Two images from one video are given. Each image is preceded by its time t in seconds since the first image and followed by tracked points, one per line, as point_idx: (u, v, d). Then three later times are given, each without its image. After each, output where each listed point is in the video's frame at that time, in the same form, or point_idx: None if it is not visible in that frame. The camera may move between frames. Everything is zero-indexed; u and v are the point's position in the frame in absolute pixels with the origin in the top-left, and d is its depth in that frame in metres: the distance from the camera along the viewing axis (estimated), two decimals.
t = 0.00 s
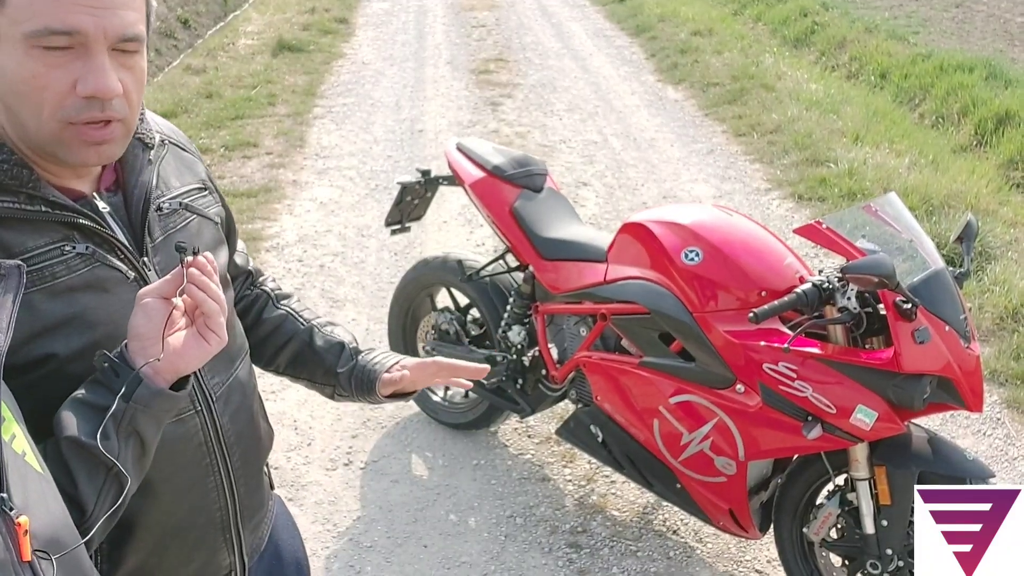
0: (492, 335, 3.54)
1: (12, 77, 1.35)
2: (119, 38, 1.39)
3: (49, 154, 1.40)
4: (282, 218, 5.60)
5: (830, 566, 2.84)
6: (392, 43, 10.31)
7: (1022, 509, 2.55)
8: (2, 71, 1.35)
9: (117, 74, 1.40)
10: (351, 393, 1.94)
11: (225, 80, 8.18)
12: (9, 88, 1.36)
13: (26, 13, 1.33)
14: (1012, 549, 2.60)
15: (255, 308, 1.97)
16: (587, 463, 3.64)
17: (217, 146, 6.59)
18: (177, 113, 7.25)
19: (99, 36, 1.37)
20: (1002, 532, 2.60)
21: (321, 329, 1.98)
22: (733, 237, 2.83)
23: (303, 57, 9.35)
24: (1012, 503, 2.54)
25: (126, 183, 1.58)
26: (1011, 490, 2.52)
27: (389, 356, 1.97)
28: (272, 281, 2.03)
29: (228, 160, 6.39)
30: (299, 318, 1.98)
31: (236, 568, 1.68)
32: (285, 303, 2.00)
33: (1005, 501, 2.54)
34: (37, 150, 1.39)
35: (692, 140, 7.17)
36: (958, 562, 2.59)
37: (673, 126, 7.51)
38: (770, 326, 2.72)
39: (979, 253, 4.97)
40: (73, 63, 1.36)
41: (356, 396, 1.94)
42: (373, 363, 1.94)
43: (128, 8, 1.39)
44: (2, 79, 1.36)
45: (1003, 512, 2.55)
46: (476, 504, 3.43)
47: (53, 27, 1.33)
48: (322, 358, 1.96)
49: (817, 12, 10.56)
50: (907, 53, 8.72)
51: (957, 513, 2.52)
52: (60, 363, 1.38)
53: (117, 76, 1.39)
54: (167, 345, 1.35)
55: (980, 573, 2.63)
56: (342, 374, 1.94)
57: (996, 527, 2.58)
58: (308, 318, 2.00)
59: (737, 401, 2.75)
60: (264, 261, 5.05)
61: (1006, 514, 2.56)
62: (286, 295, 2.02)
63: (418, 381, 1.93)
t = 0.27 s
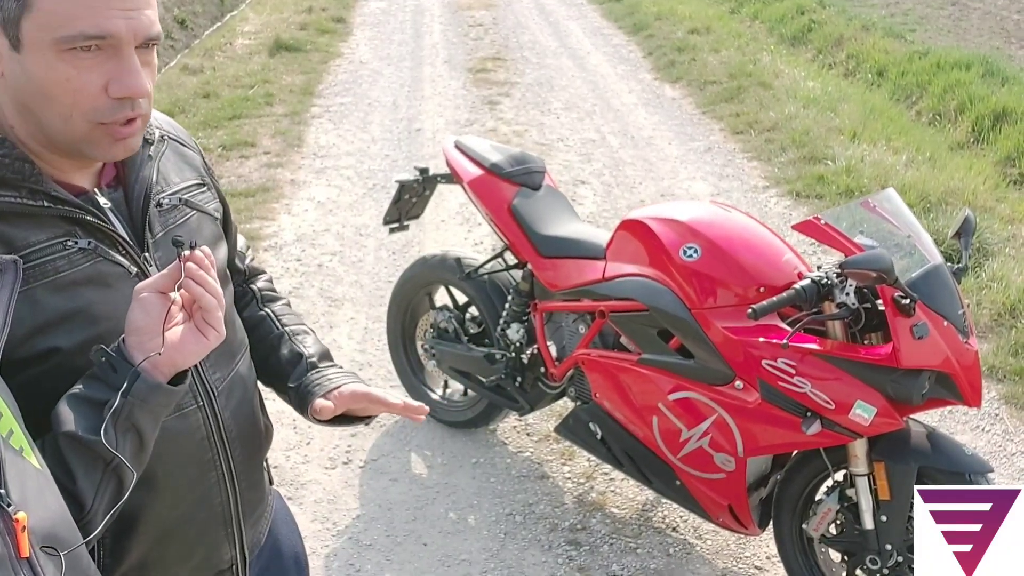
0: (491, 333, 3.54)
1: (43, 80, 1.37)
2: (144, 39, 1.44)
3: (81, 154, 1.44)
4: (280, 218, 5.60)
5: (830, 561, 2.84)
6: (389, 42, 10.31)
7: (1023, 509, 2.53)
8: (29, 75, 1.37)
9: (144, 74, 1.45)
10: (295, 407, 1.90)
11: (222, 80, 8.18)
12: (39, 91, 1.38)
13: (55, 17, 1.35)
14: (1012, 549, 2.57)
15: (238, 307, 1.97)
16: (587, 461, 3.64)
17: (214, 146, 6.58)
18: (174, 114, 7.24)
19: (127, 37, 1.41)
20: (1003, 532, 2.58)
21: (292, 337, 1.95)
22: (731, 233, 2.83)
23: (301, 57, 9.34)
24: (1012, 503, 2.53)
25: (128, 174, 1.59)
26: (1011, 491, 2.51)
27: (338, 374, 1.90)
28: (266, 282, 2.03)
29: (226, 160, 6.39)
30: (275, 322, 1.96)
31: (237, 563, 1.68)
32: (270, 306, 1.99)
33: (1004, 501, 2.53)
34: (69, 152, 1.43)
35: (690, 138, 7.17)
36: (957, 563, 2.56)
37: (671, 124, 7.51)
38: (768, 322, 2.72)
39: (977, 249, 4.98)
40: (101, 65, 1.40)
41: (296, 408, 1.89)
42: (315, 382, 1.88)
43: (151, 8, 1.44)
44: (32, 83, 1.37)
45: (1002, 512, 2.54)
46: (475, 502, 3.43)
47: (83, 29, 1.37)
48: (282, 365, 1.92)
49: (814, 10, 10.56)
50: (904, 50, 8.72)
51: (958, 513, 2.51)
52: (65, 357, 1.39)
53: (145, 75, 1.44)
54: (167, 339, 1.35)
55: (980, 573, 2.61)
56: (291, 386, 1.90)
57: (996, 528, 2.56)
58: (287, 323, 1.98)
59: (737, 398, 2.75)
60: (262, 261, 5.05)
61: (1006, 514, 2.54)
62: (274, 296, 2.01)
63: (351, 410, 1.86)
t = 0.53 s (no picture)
0: (493, 333, 3.55)
1: (101, 91, 1.43)
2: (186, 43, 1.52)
3: (123, 155, 1.50)
4: (281, 218, 5.60)
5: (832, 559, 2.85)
6: (389, 43, 10.30)
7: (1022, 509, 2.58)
8: (87, 87, 1.42)
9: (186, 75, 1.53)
10: (338, 388, 1.95)
11: (223, 81, 8.18)
12: (96, 102, 1.43)
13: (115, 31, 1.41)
14: (1012, 549, 2.63)
15: (250, 301, 1.98)
16: (589, 460, 3.64)
17: (215, 147, 6.58)
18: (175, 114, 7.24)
19: (175, 45, 1.48)
20: (1002, 532, 2.62)
21: (315, 323, 1.99)
22: (733, 232, 2.83)
23: (301, 57, 9.34)
24: (1012, 503, 2.57)
25: (126, 177, 1.60)
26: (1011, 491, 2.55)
27: (377, 351, 1.98)
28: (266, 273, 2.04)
29: (227, 161, 6.39)
30: (293, 311, 1.99)
31: (240, 561, 1.68)
32: (280, 296, 2.00)
33: (1004, 501, 2.56)
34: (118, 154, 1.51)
35: (690, 138, 7.17)
36: (958, 562, 2.61)
37: (671, 123, 7.51)
38: (771, 322, 2.73)
39: (978, 248, 4.98)
40: (152, 74, 1.46)
41: (340, 390, 1.95)
42: (360, 361, 1.95)
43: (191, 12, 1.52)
44: (90, 96, 1.43)
45: (1003, 512, 2.58)
46: (478, 501, 3.43)
47: (139, 43, 1.44)
48: (313, 352, 1.96)
49: (813, 10, 10.56)
50: (904, 49, 8.73)
51: (957, 513, 2.52)
52: (68, 359, 1.39)
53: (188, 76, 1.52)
54: (168, 339, 1.35)
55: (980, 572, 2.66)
56: (331, 369, 1.95)
57: (996, 528, 2.61)
58: (304, 311, 2.00)
59: (739, 397, 2.75)
60: (264, 261, 5.05)
61: (1006, 514, 2.59)
62: (281, 287, 2.03)
63: (404, 381, 1.94)
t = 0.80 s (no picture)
0: (495, 332, 3.53)
1: (134, 97, 1.39)
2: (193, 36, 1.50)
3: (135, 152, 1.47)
4: (283, 219, 5.59)
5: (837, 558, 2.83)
6: (391, 45, 10.30)
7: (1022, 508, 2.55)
8: (123, 93, 1.38)
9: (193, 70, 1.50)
10: (362, 356, 2.03)
11: (225, 83, 8.18)
12: (127, 108, 1.39)
13: (149, 37, 1.37)
14: (1012, 549, 2.63)
15: (246, 288, 1.98)
16: (592, 461, 3.62)
17: (218, 148, 6.57)
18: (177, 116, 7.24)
19: (189, 42, 1.45)
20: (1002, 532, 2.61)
21: (317, 301, 2.03)
22: (737, 231, 2.81)
23: (303, 59, 9.34)
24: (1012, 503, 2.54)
25: (116, 174, 1.55)
26: (1010, 491, 2.51)
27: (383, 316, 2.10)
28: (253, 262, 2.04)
29: (229, 162, 6.38)
30: (291, 292, 2.01)
31: (239, 559, 1.67)
32: (272, 280, 2.01)
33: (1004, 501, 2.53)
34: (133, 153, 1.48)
35: (693, 138, 7.16)
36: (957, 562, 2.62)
37: (674, 124, 7.50)
38: (775, 320, 2.72)
39: (982, 248, 4.96)
40: (174, 75, 1.43)
41: (365, 357, 2.03)
42: (380, 326, 2.05)
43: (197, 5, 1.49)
44: (122, 103, 1.38)
45: (1003, 512, 2.55)
46: (480, 502, 3.42)
47: (166, 46, 1.40)
48: (325, 327, 2.02)
49: (815, 11, 10.55)
50: (907, 50, 8.71)
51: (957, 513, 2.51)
52: (64, 359, 1.37)
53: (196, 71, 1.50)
54: (167, 334, 1.34)
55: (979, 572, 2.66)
56: (351, 339, 2.02)
57: (996, 528, 2.59)
58: (300, 292, 2.03)
59: (744, 396, 2.74)
60: (266, 262, 5.04)
61: (1006, 514, 2.56)
62: (271, 273, 2.04)
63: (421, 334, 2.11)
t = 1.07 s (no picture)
0: (503, 353, 3.52)
1: (129, 102, 1.36)
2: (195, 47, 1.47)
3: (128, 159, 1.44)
4: (295, 241, 5.61)
5: None
6: (406, 74, 10.39)
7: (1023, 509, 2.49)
8: (117, 97, 1.35)
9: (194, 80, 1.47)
10: (339, 384, 2.01)
11: (241, 109, 8.25)
12: (122, 113, 1.36)
13: (146, 43, 1.34)
14: (1013, 549, 2.54)
15: (235, 302, 1.99)
16: (600, 486, 3.58)
17: (232, 172, 6.62)
18: (194, 141, 7.30)
19: (189, 52, 1.43)
20: (1003, 532, 2.53)
21: (304, 322, 2.01)
22: (748, 252, 2.80)
23: (319, 87, 9.43)
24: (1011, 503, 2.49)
25: (112, 176, 1.54)
26: (1009, 490, 2.49)
27: (371, 344, 2.07)
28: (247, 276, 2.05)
29: (244, 186, 6.42)
30: (280, 310, 2.00)
31: (236, 566, 1.64)
32: (262, 296, 2.01)
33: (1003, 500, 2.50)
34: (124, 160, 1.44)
35: (706, 166, 7.16)
36: (958, 562, 2.54)
37: (686, 152, 7.51)
38: (786, 342, 2.69)
39: (997, 278, 4.92)
40: (172, 83, 1.41)
41: (341, 385, 2.01)
42: (362, 356, 2.02)
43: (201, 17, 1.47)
44: (116, 108, 1.36)
45: (1002, 512, 2.51)
46: (487, 524, 3.38)
47: (164, 53, 1.38)
48: (308, 350, 2.00)
49: (828, 44, 10.59)
50: (920, 83, 8.72)
51: (956, 512, 2.48)
52: (60, 361, 1.35)
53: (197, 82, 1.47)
54: (164, 330, 1.34)
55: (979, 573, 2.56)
56: (330, 366, 1.99)
57: (996, 528, 2.52)
58: (289, 309, 2.02)
59: (754, 418, 2.70)
60: (277, 283, 5.05)
61: (1006, 513, 2.51)
62: (262, 287, 2.04)
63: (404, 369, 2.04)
